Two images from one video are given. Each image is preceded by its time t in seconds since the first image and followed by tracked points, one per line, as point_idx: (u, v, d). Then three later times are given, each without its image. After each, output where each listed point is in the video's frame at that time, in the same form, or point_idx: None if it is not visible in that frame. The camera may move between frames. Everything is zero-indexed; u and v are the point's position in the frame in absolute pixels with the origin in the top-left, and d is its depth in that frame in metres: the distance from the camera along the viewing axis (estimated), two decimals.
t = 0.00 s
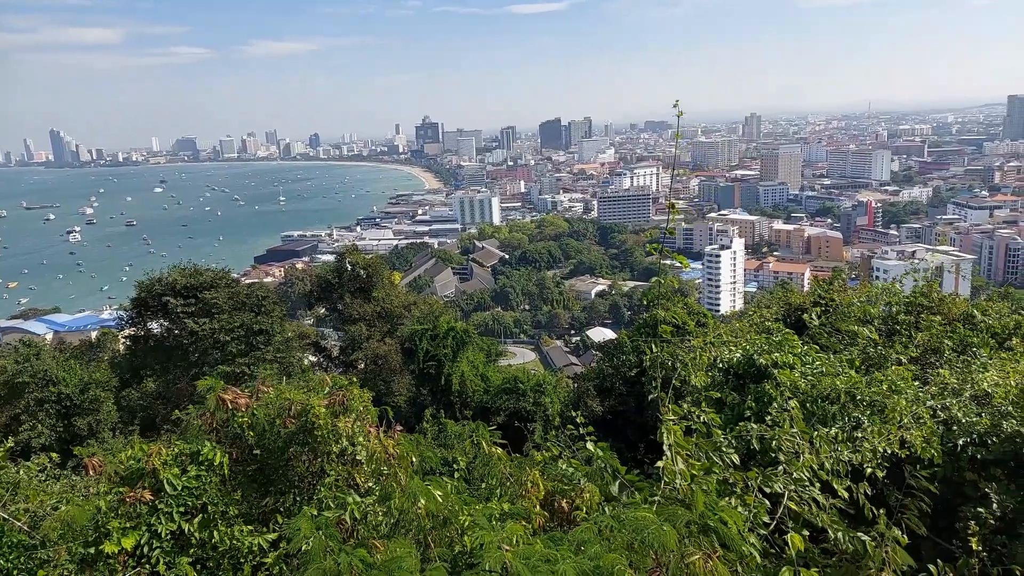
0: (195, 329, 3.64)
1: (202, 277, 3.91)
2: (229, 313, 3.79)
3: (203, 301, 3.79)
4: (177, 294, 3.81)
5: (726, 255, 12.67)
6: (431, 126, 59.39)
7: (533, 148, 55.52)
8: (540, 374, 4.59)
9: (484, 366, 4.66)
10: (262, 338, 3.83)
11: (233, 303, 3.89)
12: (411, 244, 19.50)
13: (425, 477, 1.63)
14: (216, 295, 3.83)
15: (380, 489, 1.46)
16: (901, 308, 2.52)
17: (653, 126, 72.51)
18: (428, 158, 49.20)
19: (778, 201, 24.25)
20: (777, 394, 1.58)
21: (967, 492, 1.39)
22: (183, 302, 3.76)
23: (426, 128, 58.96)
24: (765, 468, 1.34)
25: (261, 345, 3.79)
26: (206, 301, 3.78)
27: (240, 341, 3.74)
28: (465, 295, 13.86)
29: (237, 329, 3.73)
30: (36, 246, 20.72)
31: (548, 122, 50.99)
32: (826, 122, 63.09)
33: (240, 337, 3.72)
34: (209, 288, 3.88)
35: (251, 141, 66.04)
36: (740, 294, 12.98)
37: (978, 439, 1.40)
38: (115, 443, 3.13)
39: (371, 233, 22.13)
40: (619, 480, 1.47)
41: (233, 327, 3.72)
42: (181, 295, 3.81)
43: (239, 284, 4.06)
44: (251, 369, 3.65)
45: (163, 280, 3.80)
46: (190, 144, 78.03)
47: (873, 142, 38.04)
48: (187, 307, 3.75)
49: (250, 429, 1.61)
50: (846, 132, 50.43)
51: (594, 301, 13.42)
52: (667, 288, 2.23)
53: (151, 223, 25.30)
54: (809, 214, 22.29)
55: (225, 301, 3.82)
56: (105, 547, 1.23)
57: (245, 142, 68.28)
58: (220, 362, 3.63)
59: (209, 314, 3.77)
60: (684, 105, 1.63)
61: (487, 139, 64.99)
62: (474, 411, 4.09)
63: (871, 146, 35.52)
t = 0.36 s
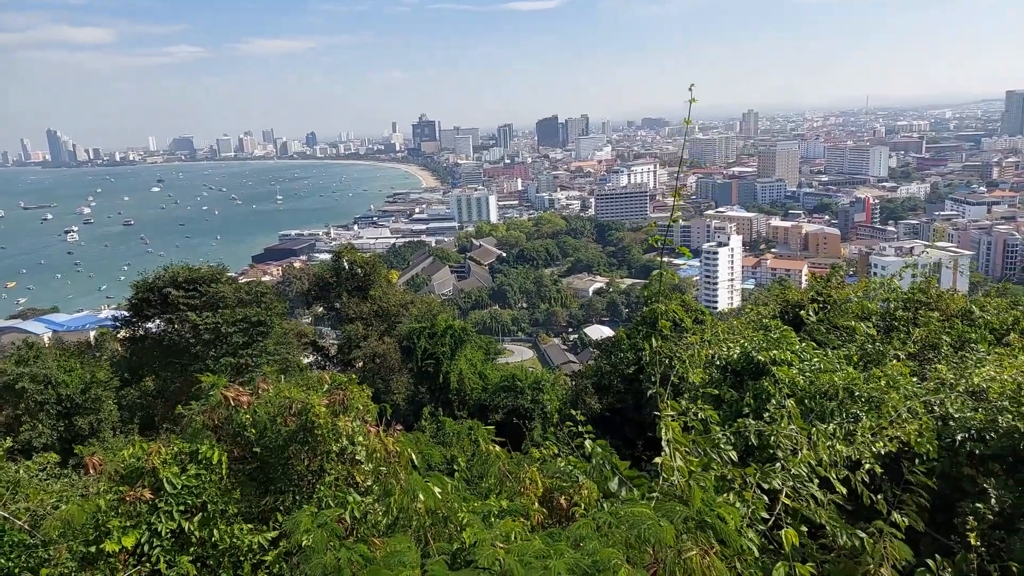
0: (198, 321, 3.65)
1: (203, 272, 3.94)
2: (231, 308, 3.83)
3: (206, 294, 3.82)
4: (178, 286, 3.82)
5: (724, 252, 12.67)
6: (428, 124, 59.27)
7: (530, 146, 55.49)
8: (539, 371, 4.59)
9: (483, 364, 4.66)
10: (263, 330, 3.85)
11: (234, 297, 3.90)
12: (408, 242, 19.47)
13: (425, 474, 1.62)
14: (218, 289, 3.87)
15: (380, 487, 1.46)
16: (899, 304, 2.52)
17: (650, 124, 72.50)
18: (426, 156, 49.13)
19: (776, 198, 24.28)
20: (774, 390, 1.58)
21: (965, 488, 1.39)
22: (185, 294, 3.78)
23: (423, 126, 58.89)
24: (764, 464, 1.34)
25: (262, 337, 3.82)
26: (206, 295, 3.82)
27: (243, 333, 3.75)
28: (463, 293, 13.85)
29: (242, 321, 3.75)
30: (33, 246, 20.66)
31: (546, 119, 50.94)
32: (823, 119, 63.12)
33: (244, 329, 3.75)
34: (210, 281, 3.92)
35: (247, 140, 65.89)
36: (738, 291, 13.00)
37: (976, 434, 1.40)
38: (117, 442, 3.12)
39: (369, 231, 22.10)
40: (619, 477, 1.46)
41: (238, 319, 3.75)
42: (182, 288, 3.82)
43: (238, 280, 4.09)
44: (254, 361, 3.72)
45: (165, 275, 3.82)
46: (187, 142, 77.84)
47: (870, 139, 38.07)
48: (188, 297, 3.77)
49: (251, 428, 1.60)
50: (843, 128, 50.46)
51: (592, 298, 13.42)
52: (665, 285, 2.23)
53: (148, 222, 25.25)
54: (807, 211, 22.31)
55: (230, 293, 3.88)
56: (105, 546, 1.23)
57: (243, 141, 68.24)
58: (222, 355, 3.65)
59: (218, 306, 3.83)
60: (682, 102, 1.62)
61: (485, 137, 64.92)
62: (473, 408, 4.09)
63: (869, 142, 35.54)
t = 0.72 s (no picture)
0: (192, 314, 3.66)
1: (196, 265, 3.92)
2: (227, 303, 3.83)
3: (200, 287, 3.82)
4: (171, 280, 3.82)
5: (719, 251, 12.71)
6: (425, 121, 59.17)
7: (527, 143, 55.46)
8: (535, 369, 4.61)
9: (479, 362, 4.68)
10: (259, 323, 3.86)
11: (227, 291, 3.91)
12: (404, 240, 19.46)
13: (421, 471, 1.63)
14: (211, 283, 3.87)
15: (377, 485, 1.46)
16: (893, 303, 2.54)
17: (647, 122, 72.55)
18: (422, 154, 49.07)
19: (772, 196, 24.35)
20: (769, 387, 1.60)
21: (958, 485, 1.40)
22: (177, 287, 3.77)
23: (419, 124, 58.83)
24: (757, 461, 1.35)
25: (259, 330, 3.84)
26: (198, 289, 3.82)
27: (240, 326, 3.77)
28: (459, 291, 13.85)
29: (239, 315, 3.77)
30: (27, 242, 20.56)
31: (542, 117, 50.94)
32: (818, 117, 63.27)
33: (241, 321, 3.77)
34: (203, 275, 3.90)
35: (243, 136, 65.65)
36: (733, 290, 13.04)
37: (968, 431, 1.41)
38: (108, 440, 3.14)
39: (365, 228, 22.07)
40: (613, 474, 1.47)
41: (234, 313, 3.76)
42: (175, 281, 3.82)
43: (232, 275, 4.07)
44: (250, 353, 3.73)
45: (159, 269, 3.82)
46: (182, 139, 77.52)
47: (866, 138, 38.20)
48: (179, 291, 3.75)
49: (247, 425, 1.61)
50: (839, 127, 50.61)
51: (588, 297, 13.43)
52: (662, 284, 2.24)
53: (143, 219, 25.16)
54: (803, 209, 22.38)
55: (227, 286, 3.89)
56: (99, 545, 1.24)
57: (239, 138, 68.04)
58: (217, 347, 3.65)
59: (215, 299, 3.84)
60: (675, 103, 1.63)
61: (481, 134, 64.87)
62: (470, 406, 4.10)
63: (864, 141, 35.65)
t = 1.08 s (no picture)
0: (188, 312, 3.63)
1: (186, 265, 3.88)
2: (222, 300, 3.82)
3: (193, 285, 3.80)
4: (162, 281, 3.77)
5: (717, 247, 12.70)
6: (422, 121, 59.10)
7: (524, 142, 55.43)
8: (534, 367, 4.61)
9: (478, 361, 4.69)
10: (255, 318, 3.87)
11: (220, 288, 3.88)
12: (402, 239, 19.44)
13: (423, 470, 1.62)
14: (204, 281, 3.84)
15: (378, 484, 1.46)
16: (891, 298, 2.54)
17: (644, 119, 72.53)
18: (419, 153, 49.02)
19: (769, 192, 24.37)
20: (767, 383, 1.59)
21: (958, 479, 1.40)
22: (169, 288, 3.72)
23: (416, 122, 58.73)
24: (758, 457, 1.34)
25: (257, 325, 3.84)
26: (192, 287, 3.78)
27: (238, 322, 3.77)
28: (457, 290, 13.84)
29: (235, 312, 3.77)
30: (24, 245, 20.53)
31: (539, 115, 50.92)
32: (815, 113, 63.28)
33: (238, 319, 3.77)
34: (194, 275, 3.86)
35: (239, 137, 65.60)
36: (732, 286, 13.04)
37: (967, 426, 1.41)
38: (109, 441, 3.12)
39: (362, 228, 22.05)
40: (613, 471, 1.47)
41: (231, 311, 3.76)
42: (165, 282, 3.76)
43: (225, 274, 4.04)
44: (248, 350, 3.73)
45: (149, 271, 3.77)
46: (179, 140, 77.34)
47: (863, 133, 38.18)
48: (171, 293, 3.70)
49: (249, 425, 1.60)
50: (836, 123, 50.62)
51: (587, 295, 13.43)
52: (659, 280, 2.23)
53: (141, 220, 25.12)
54: (800, 205, 22.40)
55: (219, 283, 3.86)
56: (101, 545, 1.23)
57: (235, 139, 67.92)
58: (215, 345, 3.65)
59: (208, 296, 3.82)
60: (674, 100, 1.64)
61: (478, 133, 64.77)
62: (469, 404, 4.11)
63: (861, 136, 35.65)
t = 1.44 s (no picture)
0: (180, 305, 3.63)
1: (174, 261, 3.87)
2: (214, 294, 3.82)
3: (182, 280, 3.80)
4: (150, 278, 3.75)
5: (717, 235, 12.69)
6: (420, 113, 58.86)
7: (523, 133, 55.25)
8: (535, 359, 4.62)
9: (479, 353, 4.71)
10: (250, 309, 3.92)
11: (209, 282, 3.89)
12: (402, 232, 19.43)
13: (426, 463, 1.63)
14: (192, 274, 3.84)
15: (381, 477, 1.47)
16: (891, 284, 2.54)
17: (643, 108, 72.24)
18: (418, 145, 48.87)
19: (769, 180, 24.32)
20: (768, 371, 1.59)
21: (958, 462, 1.41)
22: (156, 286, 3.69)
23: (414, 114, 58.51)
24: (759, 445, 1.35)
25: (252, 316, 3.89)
26: (180, 281, 3.78)
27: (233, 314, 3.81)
28: (457, 283, 13.84)
29: (230, 306, 3.79)
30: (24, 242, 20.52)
31: (538, 106, 50.74)
32: (815, 100, 63.06)
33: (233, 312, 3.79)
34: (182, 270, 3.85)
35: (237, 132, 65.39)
36: (732, 274, 13.03)
37: (968, 410, 1.42)
38: (112, 437, 3.14)
39: (362, 221, 22.01)
40: (616, 460, 1.46)
41: (224, 304, 3.77)
42: (153, 280, 3.75)
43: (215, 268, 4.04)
44: (245, 343, 3.76)
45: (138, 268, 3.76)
46: (176, 136, 77.04)
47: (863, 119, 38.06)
48: (161, 290, 3.69)
49: (250, 420, 1.60)
50: (836, 109, 50.47)
51: (587, 285, 13.42)
52: (660, 270, 2.23)
53: (139, 216, 25.09)
54: (800, 192, 22.34)
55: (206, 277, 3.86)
56: (105, 541, 1.24)
57: (232, 133, 67.67)
58: (211, 339, 3.67)
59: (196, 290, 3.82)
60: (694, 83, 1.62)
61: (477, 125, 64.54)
62: (471, 396, 4.13)
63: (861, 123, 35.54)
